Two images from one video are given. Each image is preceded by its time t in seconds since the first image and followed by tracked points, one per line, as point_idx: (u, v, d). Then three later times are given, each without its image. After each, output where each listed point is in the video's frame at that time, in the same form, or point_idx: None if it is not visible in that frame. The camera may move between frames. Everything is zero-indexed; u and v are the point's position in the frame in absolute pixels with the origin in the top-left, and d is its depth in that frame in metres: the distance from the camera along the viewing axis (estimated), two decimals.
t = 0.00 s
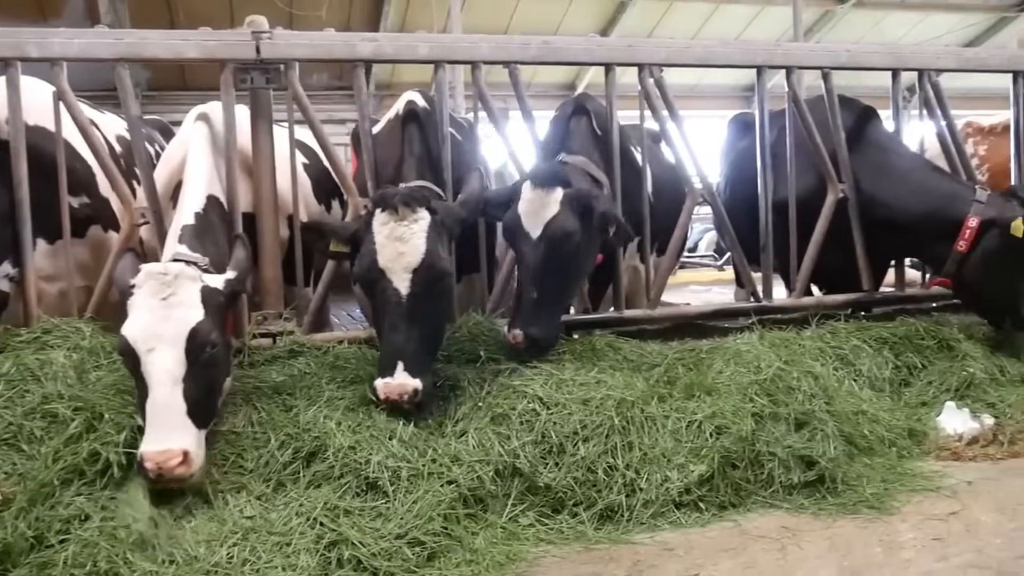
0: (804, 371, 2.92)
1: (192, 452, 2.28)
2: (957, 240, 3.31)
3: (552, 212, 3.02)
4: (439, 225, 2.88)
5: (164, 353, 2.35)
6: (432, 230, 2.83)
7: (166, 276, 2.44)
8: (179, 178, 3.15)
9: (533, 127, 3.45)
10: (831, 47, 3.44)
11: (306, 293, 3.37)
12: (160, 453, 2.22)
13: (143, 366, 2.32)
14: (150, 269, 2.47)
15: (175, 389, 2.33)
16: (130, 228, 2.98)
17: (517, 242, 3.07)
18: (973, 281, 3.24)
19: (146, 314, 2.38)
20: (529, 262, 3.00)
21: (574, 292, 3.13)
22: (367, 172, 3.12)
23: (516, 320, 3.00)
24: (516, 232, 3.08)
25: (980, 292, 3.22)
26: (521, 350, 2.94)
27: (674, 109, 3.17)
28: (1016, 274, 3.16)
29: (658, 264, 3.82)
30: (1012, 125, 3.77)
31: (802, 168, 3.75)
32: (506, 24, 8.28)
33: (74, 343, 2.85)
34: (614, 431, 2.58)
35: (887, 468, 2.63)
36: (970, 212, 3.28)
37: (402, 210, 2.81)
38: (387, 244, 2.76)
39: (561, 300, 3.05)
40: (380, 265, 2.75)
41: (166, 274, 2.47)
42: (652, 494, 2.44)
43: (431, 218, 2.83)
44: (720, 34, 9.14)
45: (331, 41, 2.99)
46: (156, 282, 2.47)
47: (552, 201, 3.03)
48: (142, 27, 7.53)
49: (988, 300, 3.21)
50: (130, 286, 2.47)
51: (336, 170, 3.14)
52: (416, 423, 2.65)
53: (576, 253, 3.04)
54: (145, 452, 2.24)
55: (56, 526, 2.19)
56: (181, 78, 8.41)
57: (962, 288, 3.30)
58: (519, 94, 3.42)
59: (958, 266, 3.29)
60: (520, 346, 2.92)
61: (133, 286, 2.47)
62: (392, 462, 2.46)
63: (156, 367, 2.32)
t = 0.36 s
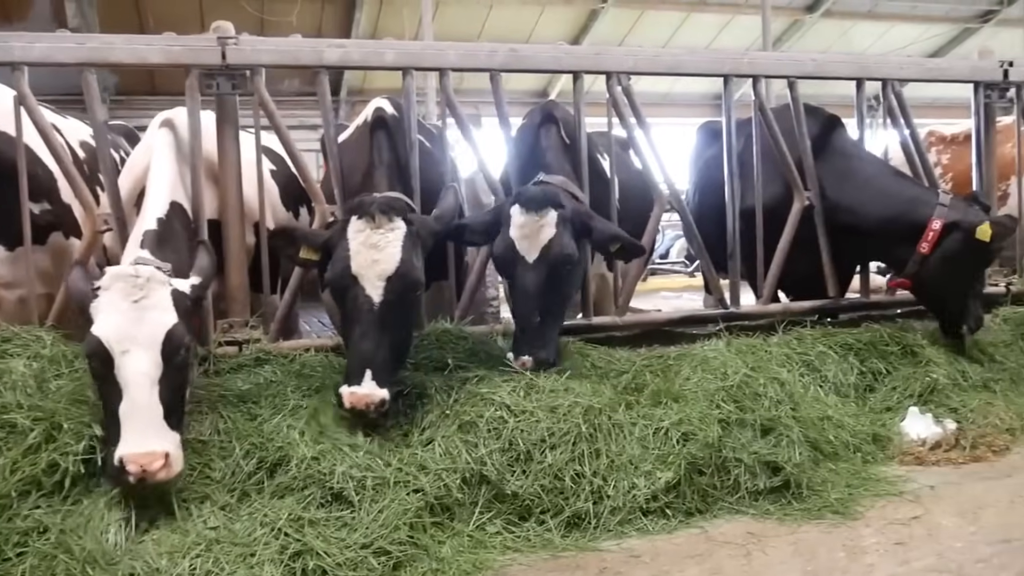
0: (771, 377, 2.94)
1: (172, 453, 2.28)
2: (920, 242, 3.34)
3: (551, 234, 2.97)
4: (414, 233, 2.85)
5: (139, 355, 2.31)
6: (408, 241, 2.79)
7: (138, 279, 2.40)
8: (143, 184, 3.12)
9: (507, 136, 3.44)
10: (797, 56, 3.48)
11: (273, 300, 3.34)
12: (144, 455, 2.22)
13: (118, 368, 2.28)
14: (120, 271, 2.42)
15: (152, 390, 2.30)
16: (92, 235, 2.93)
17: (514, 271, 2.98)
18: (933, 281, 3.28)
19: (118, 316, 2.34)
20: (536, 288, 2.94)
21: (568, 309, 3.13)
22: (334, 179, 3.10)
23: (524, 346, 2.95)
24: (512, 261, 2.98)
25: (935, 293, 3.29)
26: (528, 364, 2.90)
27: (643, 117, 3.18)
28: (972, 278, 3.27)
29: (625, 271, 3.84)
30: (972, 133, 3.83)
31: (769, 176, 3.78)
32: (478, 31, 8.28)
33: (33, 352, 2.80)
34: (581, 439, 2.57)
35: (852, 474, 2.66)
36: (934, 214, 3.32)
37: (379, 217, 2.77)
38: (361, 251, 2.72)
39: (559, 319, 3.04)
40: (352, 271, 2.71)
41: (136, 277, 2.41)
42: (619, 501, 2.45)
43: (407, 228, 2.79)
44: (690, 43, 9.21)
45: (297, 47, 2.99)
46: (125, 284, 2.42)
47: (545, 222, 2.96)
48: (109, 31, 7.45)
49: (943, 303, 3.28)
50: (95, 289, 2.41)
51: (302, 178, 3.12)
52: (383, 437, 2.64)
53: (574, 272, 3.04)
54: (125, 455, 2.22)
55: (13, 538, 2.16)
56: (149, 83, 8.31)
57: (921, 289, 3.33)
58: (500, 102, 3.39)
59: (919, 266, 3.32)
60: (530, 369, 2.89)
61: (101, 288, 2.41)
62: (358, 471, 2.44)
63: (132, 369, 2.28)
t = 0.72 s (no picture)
0: (732, 382, 2.96)
1: (146, 455, 2.23)
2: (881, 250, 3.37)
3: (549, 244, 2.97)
4: (374, 242, 2.84)
5: (113, 357, 2.27)
6: (367, 248, 2.77)
7: (111, 279, 2.38)
8: (101, 188, 3.08)
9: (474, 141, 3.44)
10: (758, 63, 3.52)
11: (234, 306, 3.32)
12: (121, 457, 2.15)
13: (91, 368, 2.24)
14: (93, 273, 2.40)
15: (127, 391, 2.26)
16: (48, 239, 2.89)
17: (514, 287, 2.94)
18: (895, 287, 3.32)
19: (91, 317, 2.30)
20: (540, 300, 2.93)
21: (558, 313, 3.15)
22: (296, 185, 3.08)
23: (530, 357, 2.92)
24: (510, 277, 2.94)
25: (900, 296, 3.33)
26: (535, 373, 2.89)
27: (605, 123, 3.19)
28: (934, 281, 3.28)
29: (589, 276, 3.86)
30: (929, 140, 3.90)
31: (731, 182, 3.82)
32: (445, 36, 8.27)
33: None
34: (543, 444, 2.57)
35: (811, 476, 2.69)
36: (892, 224, 3.36)
37: (337, 224, 2.75)
38: (321, 259, 2.69)
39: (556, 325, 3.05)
40: (314, 280, 2.69)
41: (109, 278, 2.40)
42: (581, 506, 2.45)
43: (367, 234, 2.78)
44: (657, 49, 9.28)
45: (258, 50, 2.96)
46: (98, 285, 2.39)
47: (539, 231, 2.93)
48: (70, 33, 7.34)
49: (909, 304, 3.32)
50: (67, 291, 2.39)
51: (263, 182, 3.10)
52: (344, 444, 2.62)
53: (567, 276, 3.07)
54: (99, 454, 2.16)
55: None
56: (112, 85, 8.21)
57: (886, 295, 3.37)
58: (467, 108, 3.38)
59: (881, 274, 3.35)
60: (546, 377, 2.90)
61: (71, 291, 2.38)
62: (318, 479, 2.41)
63: (106, 370, 2.24)
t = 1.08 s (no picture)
0: (697, 385, 2.98)
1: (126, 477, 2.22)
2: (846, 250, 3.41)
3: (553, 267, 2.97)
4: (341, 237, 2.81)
5: (91, 378, 2.24)
6: (334, 241, 2.75)
7: (88, 298, 2.34)
8: (60, 192, 3.03)
9: (443, 146, 3.43)
10: (722, 68, 3.55)
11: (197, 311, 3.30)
12: (100, 480, 2.15)
13: (69, 389, 2.21)
14: (70, 292, 2.36)
15: (105, 412, 2.24)
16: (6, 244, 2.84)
17: (522, 311, 2.92)
18: (862, 287, 3.35)
19: (69, 337, 2.26)
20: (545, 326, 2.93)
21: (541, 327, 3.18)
22: (261, 189, 3.06)
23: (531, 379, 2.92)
24: (516, 303, 2.92)
25: (866, 297, 3.36)
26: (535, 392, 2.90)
27: (571, 127, 3.20)
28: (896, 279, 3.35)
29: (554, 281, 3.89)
30: (891, 145, 3.94)
31: (696, 186, 3.86)
32: (414, 39, 8.26)
33: None
34: (508, 448, 2.57)
35: (775, 479, 2.71)
36: (858, 223, 3.40)
37: (305, 219, 2.72)
38: (290, 254, 2.66)
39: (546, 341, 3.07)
40: (283, 275, 2.65)
41: (87, 297, 2.36)
42: (546, 510, 2.44)
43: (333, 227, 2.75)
44: (625, 54, 9.34)
45: (220, 53, 2.93)
46: (74, 305, 2.35)
47: (546, 257, 2.92)
48: (32, 34, 7.23)
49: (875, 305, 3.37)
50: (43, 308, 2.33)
51: (226, 185, 3.07)
52: (308, 451, 2.59)
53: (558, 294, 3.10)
54: (78, 477, 2.14)
55: None
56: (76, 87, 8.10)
57: (852, 295, 3.41)
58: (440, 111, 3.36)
59: (848, 274, 3.39)
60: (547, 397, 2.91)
61: (47, 309, 2.33)
62: (281, 487, 2.39)
63: (85, 391, 2.22)
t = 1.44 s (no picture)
0: (661, 388, 2.99)
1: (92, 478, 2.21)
2: (808, 255, 3.44)
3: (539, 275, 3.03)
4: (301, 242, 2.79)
5: (58, 377, 2.21)
6: (291, 247, 2.72)
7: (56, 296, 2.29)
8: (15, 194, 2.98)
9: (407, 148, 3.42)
10: (686, 72, 3.57)
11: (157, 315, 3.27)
12: (69, 481, 2.13)
13: (37, 389, 2.17)
14: (37, 288, 2.30)
15: (73, 411, 2.22)
16: None
17: (515, 319, 2.94)
18: (825, 292, 3.39)
19: (36, 334, 2.21)
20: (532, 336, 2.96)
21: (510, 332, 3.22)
22: (221, 191, 3.03)
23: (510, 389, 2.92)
24: (510, 314, 2.93)
25: (835, 301, 3.39)
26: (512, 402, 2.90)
27: (535, 130, 3.20)
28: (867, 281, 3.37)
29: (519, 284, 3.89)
30: (852, 149, 3.99)
31: (660, 190, 3.88)
32: (381, 41, 8.23)
33: None
34: (471, 453, 2.56)
35: (737, 480, 2.72)
36: (816, 229, 3.43)
37: (259, 224, 2.69)
38: (244, 260, 2.64)
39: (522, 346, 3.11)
40: (237, 281, 2.62)
41: (55, 294, 2.31)
42: (509, 514, 2.43)
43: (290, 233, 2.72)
44: (593, 58, 9.37)
45: (180, 54, 2.89)
46: (41, 301, 2.29)
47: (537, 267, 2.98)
48: None
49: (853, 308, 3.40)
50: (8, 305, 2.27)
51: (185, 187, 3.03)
52: (269, 456, 2.56)
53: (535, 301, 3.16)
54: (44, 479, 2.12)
55: None
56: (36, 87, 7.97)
57: (818, 300, 3.44)
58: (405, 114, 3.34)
59: (811, 280, 3.42)
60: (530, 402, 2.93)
61: (13, 306, 2.26)
62: (241, 493, 2.35)
63: (52, 391, 2.19)
